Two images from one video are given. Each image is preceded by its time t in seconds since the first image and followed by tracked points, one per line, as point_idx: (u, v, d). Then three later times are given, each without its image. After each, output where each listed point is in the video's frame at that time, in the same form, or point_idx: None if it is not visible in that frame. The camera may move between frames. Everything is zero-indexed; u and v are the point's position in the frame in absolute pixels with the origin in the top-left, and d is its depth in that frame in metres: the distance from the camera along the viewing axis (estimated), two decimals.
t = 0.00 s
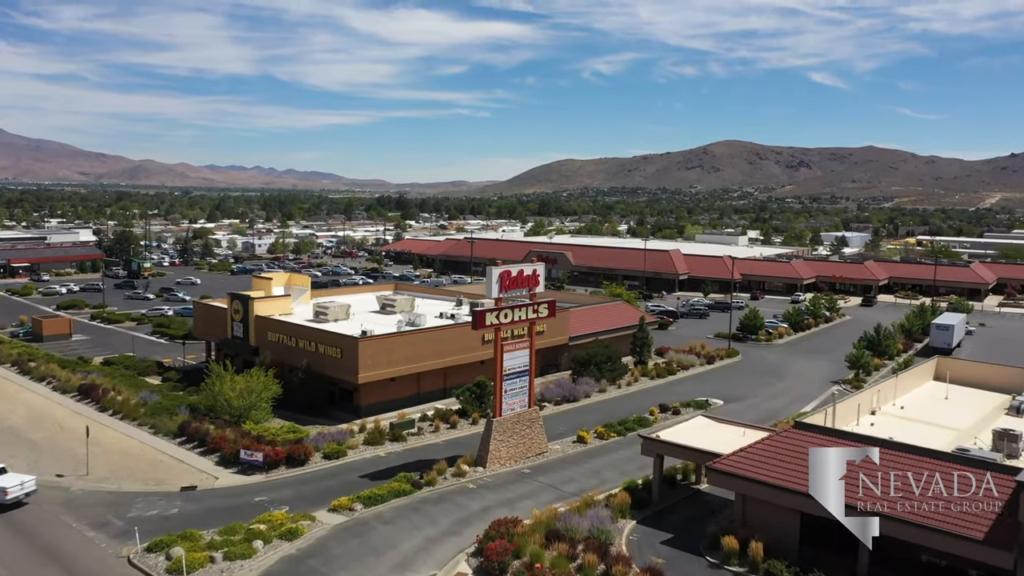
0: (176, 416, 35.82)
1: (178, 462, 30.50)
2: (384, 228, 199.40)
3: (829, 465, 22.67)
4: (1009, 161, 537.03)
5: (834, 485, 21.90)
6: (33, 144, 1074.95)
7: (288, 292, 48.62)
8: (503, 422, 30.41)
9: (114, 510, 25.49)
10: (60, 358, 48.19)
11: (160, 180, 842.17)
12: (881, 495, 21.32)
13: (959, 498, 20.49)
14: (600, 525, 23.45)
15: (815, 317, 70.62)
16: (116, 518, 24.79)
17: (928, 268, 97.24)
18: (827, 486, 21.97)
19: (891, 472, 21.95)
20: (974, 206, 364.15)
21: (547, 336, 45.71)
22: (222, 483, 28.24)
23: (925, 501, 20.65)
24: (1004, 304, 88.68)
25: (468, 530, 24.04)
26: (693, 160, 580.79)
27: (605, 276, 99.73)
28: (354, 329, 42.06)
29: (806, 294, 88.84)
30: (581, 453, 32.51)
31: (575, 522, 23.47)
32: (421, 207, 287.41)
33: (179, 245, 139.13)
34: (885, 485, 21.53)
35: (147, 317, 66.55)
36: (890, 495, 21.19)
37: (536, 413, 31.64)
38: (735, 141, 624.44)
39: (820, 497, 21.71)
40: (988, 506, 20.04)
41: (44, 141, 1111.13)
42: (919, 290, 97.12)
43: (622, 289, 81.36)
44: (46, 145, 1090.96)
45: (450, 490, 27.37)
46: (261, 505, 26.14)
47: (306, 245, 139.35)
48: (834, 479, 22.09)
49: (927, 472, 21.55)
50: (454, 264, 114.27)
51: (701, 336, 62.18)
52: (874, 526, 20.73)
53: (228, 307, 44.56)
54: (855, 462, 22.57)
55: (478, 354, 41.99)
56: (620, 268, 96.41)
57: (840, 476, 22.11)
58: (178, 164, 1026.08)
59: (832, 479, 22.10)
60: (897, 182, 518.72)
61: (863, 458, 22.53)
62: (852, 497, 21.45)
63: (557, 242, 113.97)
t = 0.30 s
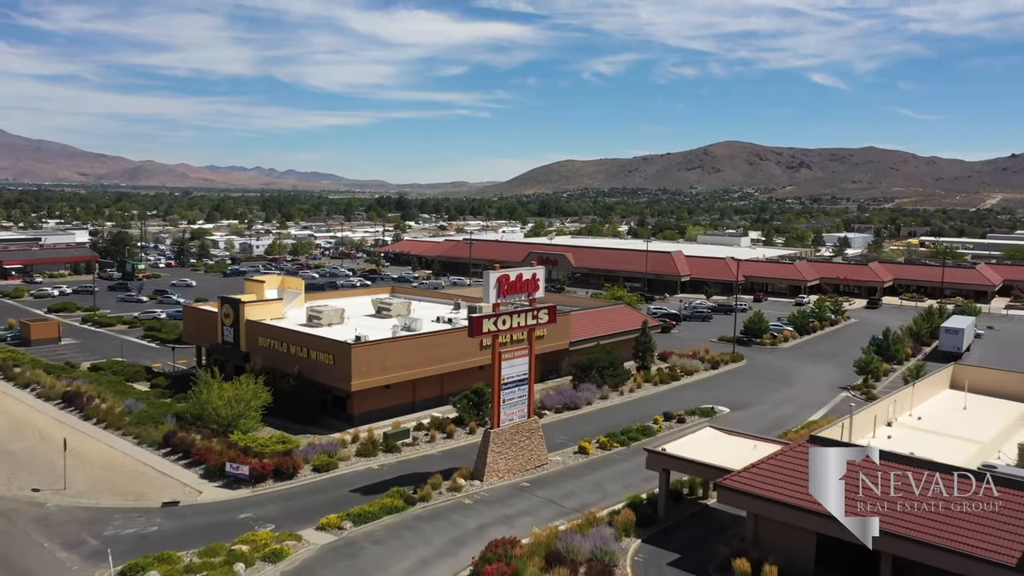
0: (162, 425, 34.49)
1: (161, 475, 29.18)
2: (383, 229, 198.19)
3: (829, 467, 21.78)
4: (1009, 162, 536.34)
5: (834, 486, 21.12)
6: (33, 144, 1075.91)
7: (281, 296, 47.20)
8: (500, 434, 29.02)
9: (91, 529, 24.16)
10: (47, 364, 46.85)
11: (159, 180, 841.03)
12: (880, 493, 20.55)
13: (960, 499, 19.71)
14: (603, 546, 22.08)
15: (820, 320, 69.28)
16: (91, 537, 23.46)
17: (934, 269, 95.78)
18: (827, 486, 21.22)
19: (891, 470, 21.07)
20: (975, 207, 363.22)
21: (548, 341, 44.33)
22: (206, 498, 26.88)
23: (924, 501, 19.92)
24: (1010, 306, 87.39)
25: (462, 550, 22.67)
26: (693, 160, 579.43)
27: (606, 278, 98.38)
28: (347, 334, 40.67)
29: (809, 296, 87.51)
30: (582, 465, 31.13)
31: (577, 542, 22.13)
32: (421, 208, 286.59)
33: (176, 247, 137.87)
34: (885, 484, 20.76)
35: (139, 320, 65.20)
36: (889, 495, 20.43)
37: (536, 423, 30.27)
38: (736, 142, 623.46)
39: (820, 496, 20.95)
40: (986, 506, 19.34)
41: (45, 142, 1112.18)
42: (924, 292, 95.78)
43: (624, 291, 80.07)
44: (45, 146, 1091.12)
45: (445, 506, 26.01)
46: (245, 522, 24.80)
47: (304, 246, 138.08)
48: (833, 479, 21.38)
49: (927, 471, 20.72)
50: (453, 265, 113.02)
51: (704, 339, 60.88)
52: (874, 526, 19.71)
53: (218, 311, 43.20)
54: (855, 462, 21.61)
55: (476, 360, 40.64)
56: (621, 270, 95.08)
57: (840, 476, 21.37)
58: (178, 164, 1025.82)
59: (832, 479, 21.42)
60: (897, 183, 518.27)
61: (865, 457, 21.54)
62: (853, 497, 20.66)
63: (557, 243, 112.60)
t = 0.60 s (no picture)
0: (146, 435, 33.15)
1: (143, 489, 27.83)
2: (382, 230, 196.91)
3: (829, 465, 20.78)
4: (1010, 163, 535.32)
5: (833, 486, 20.21)
6: (33, 144, 1075.63)
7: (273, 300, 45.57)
8: (498, 446, 27.67)
9: (64, 548, 22.84)
10: (32, 369, 45.48)
11: (158, 180, 839.11)
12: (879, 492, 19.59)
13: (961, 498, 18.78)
14: (606, 569, 20.71)
15: (826, 323, 67.92)
16: (63, 559, 22.10)
17: (941, 271, 94.37)
18: (827, 487, 20.31)
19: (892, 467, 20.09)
20: (976, 207, 362.08)
21: (547, 346, 42.96)
22: (187, 514, 25.55)
23: (923, 501, 19.01)
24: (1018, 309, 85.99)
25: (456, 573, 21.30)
26: (693, 161, 578.07)
27: (607, 280, 97.00)
28: (340, 339, 39.32)
29: (813, 298, 86.16)
30: (584, 478, 29.71)
31: (578, 565, 20.78)
32: (421, 209, 285.32)
33: (173, 248, 136.46)
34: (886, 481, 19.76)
35: (130, 323, 63.81)
36: (890, 494, 19.49)
37: (535, 434, 28.94)
38: (737, 143, 622.01)
39: (821, 497, 20.15)
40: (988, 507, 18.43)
41: (44, 142, 1111.50)
42: (930, 294, 94.38)
43: (625, 293, 78.70)
44: (45, 146, 1090.11)
45: (439, 524, 24.63)
46: (227, 541, 23.44)
47: (301, 247, 136.64)
48: (833, 479, 20.44)
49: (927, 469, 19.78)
50: (452, 267, 111.65)
51: (707, 343, 59.56)
52: (875, 526, 18.93)
53: (208, 315, 41.86)
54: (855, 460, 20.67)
55: (473, 366, 39.30)
56: (622, 272, 93.71)
57: (840, 475, 20.42)
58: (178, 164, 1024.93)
59: (831, 480, 20.45)
60: (897, 183, 517.19)
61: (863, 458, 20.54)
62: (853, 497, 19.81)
63: (557, 244, 111.22)
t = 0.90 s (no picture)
0: (129, 445, 31.76)
1: (122, 503, 26.50)
2: (382, 231, 195.58)
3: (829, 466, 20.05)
4: (1010, 163, 534.40)
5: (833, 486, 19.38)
6: (32, 145, 1074.79)
7: (265, 304, 44.23)
8: (495, 458, 26.33)
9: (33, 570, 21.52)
10: (17, 375, 44.10)
11: (159, 180, 839.03)
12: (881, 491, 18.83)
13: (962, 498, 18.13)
14: None
15: (831, 326, 66.56)
16: None
17: (947, 273, 93.01)
18: (828, 487, 19.47)
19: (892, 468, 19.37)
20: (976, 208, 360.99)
21: (548, 351, 41.64)
22: (167, 531, 24.22)
23: (924, 501, 18.32)
24: None
25: None
26: (694, 161, 576.93)
27: (608, 282, 95.69)
28: (333, 344, 37.96)
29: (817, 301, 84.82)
30: (585, 492, 28.35)
31: None
32: (421, 210, 284.24)
33: (169, 249, 135.05)
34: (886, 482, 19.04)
35: (121, 326, 62.41)
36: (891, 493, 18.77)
37: (534, 445, 27.61)
38: (737, 144, 620.81)
39: (820, 498, 19.34)
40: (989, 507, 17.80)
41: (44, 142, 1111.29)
42: (935, 296, 93.05)
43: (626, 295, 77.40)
44: (45, 146, 1089.84)
45: (433, 544, 23.29)
46: (206, 562, 22.08)
47: (299, 249, 135.27)
48: (834, 478, 19.62)
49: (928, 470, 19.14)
50: (450, 268, 110.29)
51: (711, 346, 58.29)
52: (875, 527, 18.23)
53: (197, 319, 40.51)
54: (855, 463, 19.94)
55: (470, 372, 37.96)
56: (623, 273, 92.35)
57: (841, 475, 19.61)
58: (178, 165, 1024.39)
59: (832, 479, 19.63)
60: (897, 184, 516.10)
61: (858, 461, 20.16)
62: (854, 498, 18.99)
63: (558, 245, 109.86)
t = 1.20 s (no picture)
0: (111, 456, 30.45)
1: (100, 520, 25.20)
2: (381, 231, 194.25)
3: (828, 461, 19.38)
4: (1011, 163, 532.92)
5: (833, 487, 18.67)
6: (33, 144, 1075.18)
7: (256, 307, 42.87)
8: (492, 472, 25.01)
9: None
10: None
11: (159, 180, 838.62)
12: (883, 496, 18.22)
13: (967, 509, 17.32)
14: None
15: (837, 329, 65.23)
16: None
17: (953, 275, 91.61)
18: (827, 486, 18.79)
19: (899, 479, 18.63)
20: (977, 208, 359.78)
21: (548, 356, 40.27)
22: (146, 551, 22.92)
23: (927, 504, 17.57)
24: None
25: None
26: (694, 162, 575.50)
27: (609, 283, 94.30)
28: (326, 350, 36.62)
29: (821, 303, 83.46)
30: (588, 507, 26.99)
31: None
32: (421, 211, 282.85)
33: (165, 250, 133.47)
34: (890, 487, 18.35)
35: (112, 330, 61.02)
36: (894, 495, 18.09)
37: (533, 459, 26.29)
38: (738, 145, 619.62)
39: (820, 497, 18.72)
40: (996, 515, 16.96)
41: (45, 142, 1110.30)
42: (941, 297, 91.68)
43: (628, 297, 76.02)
44: (45, 146, 1089.27)
45: (424, 566, 21.96)
46: None
47: (297, 249, 133.81)
48: (833, 479, 18.86)
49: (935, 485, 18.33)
50: (450, 270, 108.84)
51: (714, 351, 56.96)
52: (874, 526, 17.44)
53: (185, 324, 39.20)
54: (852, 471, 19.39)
55: (468, 379, 36.65)
56: (625, 275, 90.94)
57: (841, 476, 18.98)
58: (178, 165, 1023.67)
59: (832, 480, 18.88)
60: (898, 185, 514.80)
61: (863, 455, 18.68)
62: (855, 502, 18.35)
63: (558, 247, 108.38)
